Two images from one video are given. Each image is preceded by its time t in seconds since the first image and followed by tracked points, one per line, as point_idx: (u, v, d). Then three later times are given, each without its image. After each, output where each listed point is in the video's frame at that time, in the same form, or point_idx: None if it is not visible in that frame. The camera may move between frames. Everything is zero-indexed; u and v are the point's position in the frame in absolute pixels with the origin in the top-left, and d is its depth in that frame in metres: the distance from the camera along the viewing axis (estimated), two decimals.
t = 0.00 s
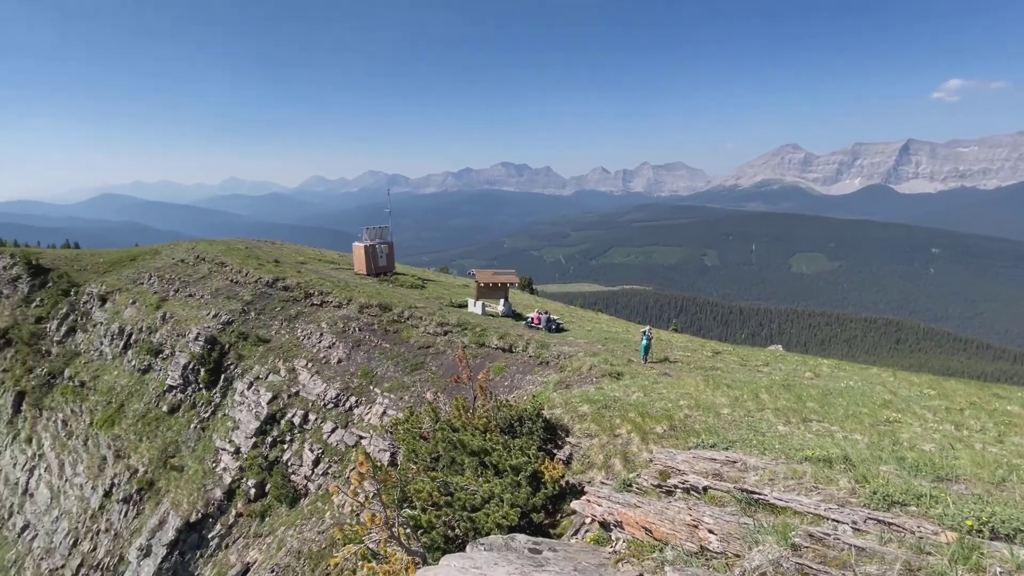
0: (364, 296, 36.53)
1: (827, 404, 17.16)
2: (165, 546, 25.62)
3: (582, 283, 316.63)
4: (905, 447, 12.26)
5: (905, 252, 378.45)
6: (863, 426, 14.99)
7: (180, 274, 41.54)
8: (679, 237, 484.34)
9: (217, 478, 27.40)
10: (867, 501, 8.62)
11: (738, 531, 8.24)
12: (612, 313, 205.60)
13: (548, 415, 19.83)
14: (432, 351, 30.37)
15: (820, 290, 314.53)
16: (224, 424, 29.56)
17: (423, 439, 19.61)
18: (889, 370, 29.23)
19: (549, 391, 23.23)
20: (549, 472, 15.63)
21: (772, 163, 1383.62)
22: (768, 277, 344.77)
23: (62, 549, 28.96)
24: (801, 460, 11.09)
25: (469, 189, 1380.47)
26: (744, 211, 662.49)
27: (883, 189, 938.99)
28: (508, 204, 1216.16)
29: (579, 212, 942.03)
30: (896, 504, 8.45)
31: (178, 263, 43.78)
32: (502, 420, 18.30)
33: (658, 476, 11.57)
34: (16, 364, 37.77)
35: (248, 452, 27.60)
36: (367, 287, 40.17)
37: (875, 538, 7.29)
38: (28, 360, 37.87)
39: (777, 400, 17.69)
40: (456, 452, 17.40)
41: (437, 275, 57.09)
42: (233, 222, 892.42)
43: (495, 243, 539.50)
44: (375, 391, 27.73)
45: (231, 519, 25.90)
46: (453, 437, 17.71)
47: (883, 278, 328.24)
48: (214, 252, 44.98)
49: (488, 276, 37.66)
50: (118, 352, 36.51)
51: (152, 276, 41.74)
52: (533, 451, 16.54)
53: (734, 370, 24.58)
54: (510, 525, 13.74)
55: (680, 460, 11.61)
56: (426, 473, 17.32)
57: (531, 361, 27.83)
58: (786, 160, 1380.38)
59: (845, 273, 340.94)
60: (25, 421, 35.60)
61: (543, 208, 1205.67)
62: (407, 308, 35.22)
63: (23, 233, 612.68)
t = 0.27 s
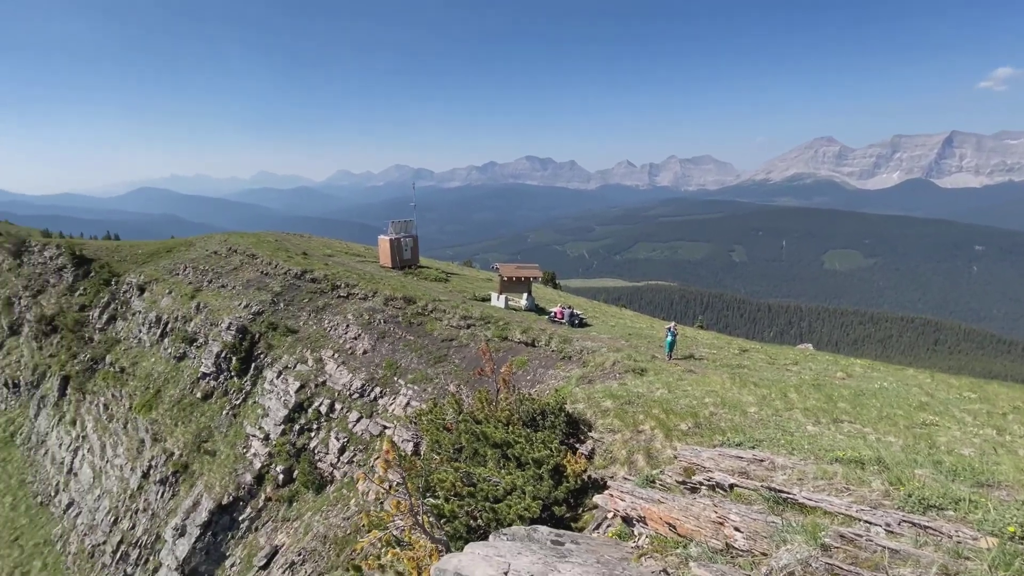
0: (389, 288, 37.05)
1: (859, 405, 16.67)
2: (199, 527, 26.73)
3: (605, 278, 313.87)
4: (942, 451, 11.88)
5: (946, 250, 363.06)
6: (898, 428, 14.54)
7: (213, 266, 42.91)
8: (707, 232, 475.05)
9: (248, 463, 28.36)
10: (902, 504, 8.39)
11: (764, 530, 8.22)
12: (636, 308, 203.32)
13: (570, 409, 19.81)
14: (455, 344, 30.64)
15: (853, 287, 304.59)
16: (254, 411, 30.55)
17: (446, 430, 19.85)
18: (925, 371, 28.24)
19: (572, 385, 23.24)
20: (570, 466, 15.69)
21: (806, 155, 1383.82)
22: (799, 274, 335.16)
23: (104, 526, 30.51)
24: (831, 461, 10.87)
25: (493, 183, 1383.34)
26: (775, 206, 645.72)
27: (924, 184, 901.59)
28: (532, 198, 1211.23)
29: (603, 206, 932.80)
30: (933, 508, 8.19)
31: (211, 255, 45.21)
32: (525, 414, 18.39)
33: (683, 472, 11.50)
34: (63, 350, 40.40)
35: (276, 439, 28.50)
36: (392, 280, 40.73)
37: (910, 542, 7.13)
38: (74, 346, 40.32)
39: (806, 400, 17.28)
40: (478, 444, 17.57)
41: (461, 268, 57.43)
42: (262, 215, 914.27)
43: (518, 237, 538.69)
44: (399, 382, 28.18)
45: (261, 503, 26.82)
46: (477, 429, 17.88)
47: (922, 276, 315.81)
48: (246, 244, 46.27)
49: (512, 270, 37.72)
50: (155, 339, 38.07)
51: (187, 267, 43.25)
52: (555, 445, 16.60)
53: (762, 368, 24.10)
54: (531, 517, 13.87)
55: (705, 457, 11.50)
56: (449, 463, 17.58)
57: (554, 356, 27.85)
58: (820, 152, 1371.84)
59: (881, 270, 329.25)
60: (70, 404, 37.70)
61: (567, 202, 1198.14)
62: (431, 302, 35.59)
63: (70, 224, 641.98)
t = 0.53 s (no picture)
0: (414, 281, 37.54)
1: (893, 407, 16.12)
2: (231, 509, 27.78)
3: (630, 273, 310.49)
4: (982, 456, 11.38)
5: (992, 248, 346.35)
6: (935, 430, 14.02)
7: (244, 257, 44.16)
8: (735, 227, 464.74)
9: (277, 448, 29.27)
10: (938, 508, 8.17)
11: (793, 528, 8.17)
12: (661, 304, 200.59)
13: (593, 403, 19.72)
14: (478, 337, 30.84)
15: (889, 285, 293.62)
16: (283, 398, 31.43)
17: (469, 421, 20.00)
18: (965, 373, 27.11)
19: (594, 380, 23.23)
20: (593, 459, 15.72)
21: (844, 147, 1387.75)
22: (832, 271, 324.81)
23: (142, 505, 32.01)
24: (864, 462, 10.59)
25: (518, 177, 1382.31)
26: (808, 201, 627.20)
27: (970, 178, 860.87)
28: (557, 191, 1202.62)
29: (629, 201, 921.74)
30: (971, 512, 7.95)
31: (242, 247, 46.50)
32: (548, 407, 18.39)
33: (708, 469, 11.37)
34: (105, 336, 42.42)
35: (304, 426, 29.32)
36: (417, 272, 41.27)
37: (947, 543, 6.99)
38: (116, 333, 42.15)
39: (838, 400, 16.83)
40: (502, 436, 17.78)
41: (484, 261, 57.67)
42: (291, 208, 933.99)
43: (543, 231, 536.86)
44: (423, 373, 28.57)
45: (289, 488, 27.71)
46: (500, 422, 18.09)
47: (964, 275, 302.25)
48: (275, 236, 47.44)
49: (535, 264, 37.64)
50: (190, 327, 39.48)
51: (220, 258, 44.61)
52: (578, 438, 16.62)
53: (791, 367, 23.54)
54: (552, 510, 13.97)
55: (732, 454, 11.39)
56: (472, 453, 17.81)
57: (576, 350, 27.75)
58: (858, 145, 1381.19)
59: (919, 268, 316.38)
60: (111, 388, 39.57)
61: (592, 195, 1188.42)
62: (454, 294, 35.85)
63: (112, 216, 671.16)
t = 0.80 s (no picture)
0: (439, 274, 37.93)
1: (931, 408, 15.60)
2: (261, 491, 28.79)
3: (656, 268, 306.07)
4: None
5: None
6: (976, 434, 13.52)
7: (275, 248, 45.31)
8: (766, 222, 452.43)
9: (305, 435, 30.14)
10: (979, 510, 8.06)
11: (825, 526, 8.37)
12: (686, 300, 197.24)
13: (617, 398, 19.61)
14: (501, 330, 30.97)
15: (929, 283, 281.72)
16: (311, 386, 32.31)
17: (493, 412, 20.13)
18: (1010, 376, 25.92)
19: (618, 374, 23.09)
20: (617, 453, 15.72)
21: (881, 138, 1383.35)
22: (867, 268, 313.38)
23: (178, 486, 33.48)
24: (899, 462, 10.41)
25: (543, 170, 1374.89)
26: (844, 195, 605.34)
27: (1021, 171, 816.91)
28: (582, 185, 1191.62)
29: (656, 195, 906.71)
30: (1013, 516, 7.82)
31: (273, 238, 47.69)
32: (571, 400, 18.38)
33: (735, 465, 11.36)
34: (144, 323, 44.32)
35: (331, 414, 30.07)
36: (442, 265, 41.63)
37: (987, 547, 6.97)
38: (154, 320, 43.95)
39: (872, 400, 16.36)
40: (524, 428, 17.87)
41: (508, 255, 57.76)
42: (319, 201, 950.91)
43: (567, 225, 532.97)
44: (447, 364, 28.90)
45: (316, 473, 28.53)
46: (523, 414, 18.20)
47: (1011, 274, 287.73)
48: (305, 228, 48.50)
49: (560, 257, 37.51)
50: (223, 316, 40.85)
51: (252, 249, 45.89)
52: (601, 432, 16.58)
53: (822, 365, 22.93)
54: (575, 502, 14.02)
55: (760, 450, 11.32)
56: (495, 444, 17.96)
57: (600, 345, 27.62)
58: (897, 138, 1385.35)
59: (962, 266, 302.47)
60: (150, 373, 41.37)
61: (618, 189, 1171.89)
62: (479, 287, 36.07)
63: (150, 208, 696.21)
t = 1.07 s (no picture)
0: (464, 266, 38.19)
1: (973, 411, 15.02)
2: (289, 475, 29.65)
3: (683, 264, 301.00)
4: None
5: None
6: (1022, 440, 12.95)
7: (305, 239, 46.37)
8: (799, 217, 438.88)
9: (332, 422, 30.89)
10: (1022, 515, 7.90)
11: (858, 526, 8.52)
12: (714, 296, 193.45)
13: (642, 393, 19.41)
14: (525, 323, 31.04)
15: (974, 283, 268.80)
16: (339, 375, 33.07)
17: (517, 403, 20.20)
18: None
19: (643, 370, 22.90)
20: (641, 448, 15.63)
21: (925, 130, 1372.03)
22: (907, 265, 300.84)
23: (212, 467, 34.83)
24: (938, 465, 10.16)
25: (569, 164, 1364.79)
26: (884, 189, 581.89)
27: None
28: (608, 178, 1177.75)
29: (684, 188, 889.62)
30: None
31: (303, 229, 48.78)
32: (595, 394, 18.29)
33: (763, 462, 11.29)
34: (181, 310, 46.11)
35: (357, 402, 30.73)
36: (467, 258, 41.87)
37: None
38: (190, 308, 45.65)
39: (909, 401, 15.79)
40: (548, 420, 17.92)
41: (533, 248, 57.70)
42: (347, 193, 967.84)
43: (592, 219, 528.37)
44: (471, 356, 29.15)
45: (342, 459, 29.25)
46: (547, 407, 18.23)
47: None
48: (333, 220, 49.44)
49: (585, 251, 37.27)
50: (255, 305, 42.11)
51: (282, 240, 47.05)
52: (626, 426, 16.49)
53: (856, 365, 22.23)
54: (598, 494, 14.07)
55: (790, 448, 11.19)
56: (519, 435, 18.00)
57: (625, 340, 27.38)
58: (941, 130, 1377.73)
59: (1011, 265, 287.37)
60: (186, 358, 43.07)
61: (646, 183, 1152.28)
62: (503, 280, 36.19)
63: (188, 199, 721.34)
